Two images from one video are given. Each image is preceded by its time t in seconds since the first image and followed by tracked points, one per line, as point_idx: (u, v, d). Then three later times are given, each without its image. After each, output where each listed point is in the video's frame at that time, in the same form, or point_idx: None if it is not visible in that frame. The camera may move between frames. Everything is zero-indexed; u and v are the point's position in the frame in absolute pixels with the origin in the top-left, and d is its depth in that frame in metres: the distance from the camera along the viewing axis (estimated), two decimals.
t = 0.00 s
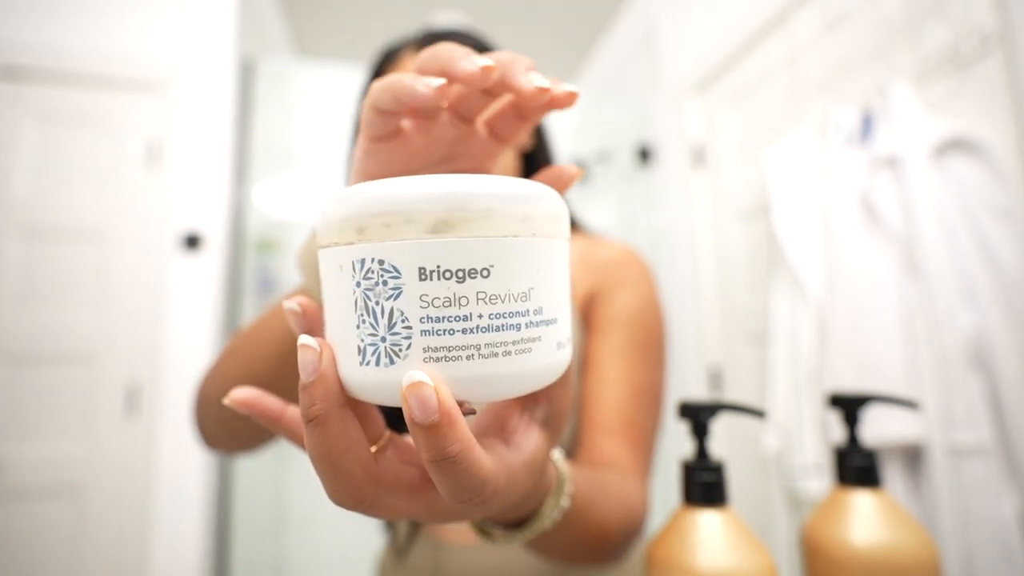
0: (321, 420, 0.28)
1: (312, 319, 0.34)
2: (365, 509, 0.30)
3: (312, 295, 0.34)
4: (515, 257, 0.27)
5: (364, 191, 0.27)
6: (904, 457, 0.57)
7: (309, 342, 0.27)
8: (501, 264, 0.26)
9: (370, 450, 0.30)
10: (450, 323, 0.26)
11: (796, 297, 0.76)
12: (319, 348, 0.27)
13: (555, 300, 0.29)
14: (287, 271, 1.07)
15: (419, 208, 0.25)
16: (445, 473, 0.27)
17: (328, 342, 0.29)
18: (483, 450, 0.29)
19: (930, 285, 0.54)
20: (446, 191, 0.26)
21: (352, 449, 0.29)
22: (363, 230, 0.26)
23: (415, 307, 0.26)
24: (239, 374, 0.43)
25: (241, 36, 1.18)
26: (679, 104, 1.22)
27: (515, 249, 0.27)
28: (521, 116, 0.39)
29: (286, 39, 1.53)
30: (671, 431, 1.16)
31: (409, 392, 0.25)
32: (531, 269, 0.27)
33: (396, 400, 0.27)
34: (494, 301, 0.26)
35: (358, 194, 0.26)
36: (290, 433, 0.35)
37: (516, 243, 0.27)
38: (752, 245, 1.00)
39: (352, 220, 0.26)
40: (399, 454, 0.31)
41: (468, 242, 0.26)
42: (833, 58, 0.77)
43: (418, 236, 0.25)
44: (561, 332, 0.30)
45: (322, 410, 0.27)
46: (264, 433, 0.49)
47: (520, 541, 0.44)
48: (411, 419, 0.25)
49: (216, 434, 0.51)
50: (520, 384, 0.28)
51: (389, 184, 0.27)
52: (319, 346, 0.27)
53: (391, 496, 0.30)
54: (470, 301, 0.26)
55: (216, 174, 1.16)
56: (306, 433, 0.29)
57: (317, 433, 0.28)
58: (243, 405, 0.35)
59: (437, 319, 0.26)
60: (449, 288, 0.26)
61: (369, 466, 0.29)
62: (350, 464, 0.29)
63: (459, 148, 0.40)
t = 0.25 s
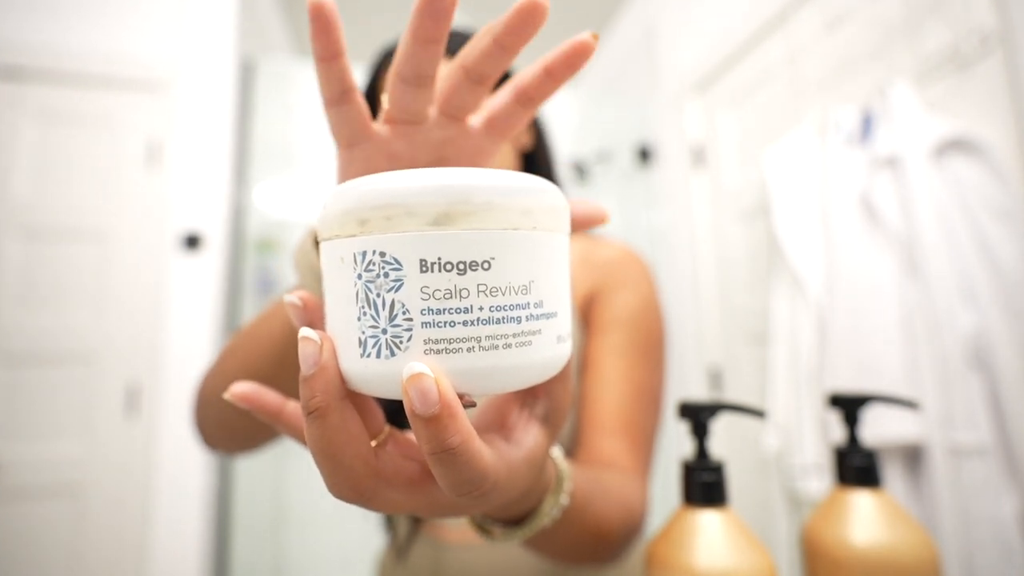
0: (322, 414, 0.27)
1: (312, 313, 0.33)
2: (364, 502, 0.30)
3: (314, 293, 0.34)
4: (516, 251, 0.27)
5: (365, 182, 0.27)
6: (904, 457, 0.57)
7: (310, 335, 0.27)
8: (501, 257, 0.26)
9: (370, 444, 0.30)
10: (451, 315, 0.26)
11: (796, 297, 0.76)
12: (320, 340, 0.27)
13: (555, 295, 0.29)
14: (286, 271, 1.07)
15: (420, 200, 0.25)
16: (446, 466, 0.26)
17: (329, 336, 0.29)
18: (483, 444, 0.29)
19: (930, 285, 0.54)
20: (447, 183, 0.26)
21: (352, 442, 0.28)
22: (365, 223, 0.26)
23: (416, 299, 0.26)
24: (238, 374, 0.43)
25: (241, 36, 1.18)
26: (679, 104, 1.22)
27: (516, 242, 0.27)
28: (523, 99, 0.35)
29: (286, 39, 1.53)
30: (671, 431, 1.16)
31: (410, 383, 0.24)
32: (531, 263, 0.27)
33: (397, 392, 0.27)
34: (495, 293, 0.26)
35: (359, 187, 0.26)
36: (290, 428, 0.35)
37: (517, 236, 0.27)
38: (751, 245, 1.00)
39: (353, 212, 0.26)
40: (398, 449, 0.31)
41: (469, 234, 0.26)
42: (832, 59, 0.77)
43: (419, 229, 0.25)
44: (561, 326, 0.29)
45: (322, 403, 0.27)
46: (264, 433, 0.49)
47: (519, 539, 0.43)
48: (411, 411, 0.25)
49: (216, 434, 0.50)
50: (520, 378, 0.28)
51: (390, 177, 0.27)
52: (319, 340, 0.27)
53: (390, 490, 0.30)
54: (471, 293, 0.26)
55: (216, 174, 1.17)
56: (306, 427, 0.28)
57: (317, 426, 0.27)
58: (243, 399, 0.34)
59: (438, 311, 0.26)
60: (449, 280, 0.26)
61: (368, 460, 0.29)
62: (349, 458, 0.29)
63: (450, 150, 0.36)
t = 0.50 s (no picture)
0: (323, 417, 0.27)
1: (310, 316, 0.33)
2: (366, 505, 0.30)
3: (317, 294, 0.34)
4: (520, 255, 0.27)
5: (368, 186, 0.27)
6: (904, 457, 0.57)
7: (311, 338, 0.27)
8: (505, 261, 0.26)
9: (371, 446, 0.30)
10: (455, 318, 0.26)
11: (796, 297, 0.76)
12: (320, 344, 0.27)
13: (558, 298, 0.29)
14: (286, 271, 1.07)
15: (424, 204, 0.25)
16: (449, 469, 0.26)
17: (329, 339, 0.28)
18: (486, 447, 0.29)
19: (930, 285, 0.54)
20: (450, 187, 0.26)
21: (354, 446, 0.28)
22: (367, 225, 0.26)
23: (420, 302, 0.26)
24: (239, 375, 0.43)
25: (241, 36, 1.18)
26: (680, 104, 1.22)
27: (520, 245, 0.27)
28: (528, 121, 0.34)
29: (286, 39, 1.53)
30: (671, 431, 1.16)
31: (414, 387, 0.24)
32: (535, 266, 0.27)
33: (400, 396, 0.27)
34: (498, 297, 0.26)
35: (361, 189, 0.26)
36: (290, 427, 0.35)
37: (521, 240, 0.27)
38: (751, 245, 1.00)
39: (356, 215, 0.26)
40: (399, 451, 0.31)
41: (472, 239, 0.26)
42: (832, 59, 0.77)
43: (423, 233, 0.25)
44: (563, 329, 0.29)
45: (322, 407, 0.27)
46: (264, 434, 0.49)
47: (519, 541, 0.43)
48: (416, 415, 0.25)
49: (215, 435, 0.50)
50: (524, 381, 0.28)
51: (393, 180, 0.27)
52: (320, 343, 0.27)
53: (391, 493, 0.30)
54: (475, 297, 0.26)
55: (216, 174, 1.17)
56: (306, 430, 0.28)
57: (318, 430, 0.27)
58: (245, 397, 0.34)
59: (442, 315, 0.26)
60: (453, 284, 0.26)
61: (370, 462, 0.29)
62: (351, 462, 0.28)
63: (454, 155, 0.35)
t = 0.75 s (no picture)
0: (336, 422, 0.27)
1: (320, 325, 0.33)
2: (377, 507, 0.30)
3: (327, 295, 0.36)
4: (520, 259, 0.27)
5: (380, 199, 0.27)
6: (904, 457, 0.57)
7: (323, 346, 0.26)
8: (509, 268, 0.26)
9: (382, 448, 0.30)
10: (462, 324, 0.26)
11: (796, 297, 0.76)
12: (332, 351, 0.27)
13: (560, 303, 0.29)
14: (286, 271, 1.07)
15: (431, 214, 0.25)
16: (459, 470, 0.27)
17: (340, 346, 0.28)
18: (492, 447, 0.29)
19: (930, 286, 0.54)
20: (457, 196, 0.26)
21: (365, 449, 0.28)
22: (377, 235, 0.26)
23: (429, 309, 0.26)
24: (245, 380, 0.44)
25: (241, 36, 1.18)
26: (680, 104, 1.22)
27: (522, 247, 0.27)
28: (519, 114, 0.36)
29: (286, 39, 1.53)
30: (671, 431, 1.16)
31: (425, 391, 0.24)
32: (538, 272, 0.27)
33: (408, 401, 0.27)
34: (504, 302, 0.26)
35: (369, 201, 0.26)
36: (303, 431, 0.35)
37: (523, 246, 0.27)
38: (750, 245, 1.00)
39: (366, 226, 0.26)
40: (408, 453, 0.31)
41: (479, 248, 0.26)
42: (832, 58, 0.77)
43: (431, 243, 0.25)
44: (565, 332, 0.30)
45: (336, 411, 0.27)
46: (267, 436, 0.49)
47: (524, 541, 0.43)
48: (426, 417, 0.25)
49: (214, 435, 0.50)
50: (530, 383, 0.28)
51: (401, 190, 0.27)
52: (331, 350, 0.27)
53: (402, 494, 0.30)
54: (482, 304, 0.26)
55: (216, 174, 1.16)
56: (320, 435, 0.28)
57: (332, 435, 0.27)
58: (259, 402, 0.34)
59: (450, 322, 0.26)
60: (460, 292, 0.26)
61: (381, 465, 0.29)
62: (364, 466, 0.28)
63: (450, 169, 0.36)
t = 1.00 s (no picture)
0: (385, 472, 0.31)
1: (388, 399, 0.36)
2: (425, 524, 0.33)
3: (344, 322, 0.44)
4: (512, 381, 0.31)
5: (409, 343, 0.32)
6: (903, 457, 0.57)
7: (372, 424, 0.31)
8: (488, 386, 0.31)
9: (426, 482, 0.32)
10: (459, 425, 0.30)
11: (795, 298, 0.76)
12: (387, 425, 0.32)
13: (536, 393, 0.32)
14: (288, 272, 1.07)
15: (429, 355, 0.30)
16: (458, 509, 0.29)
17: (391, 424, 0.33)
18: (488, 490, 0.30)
19: (925, 284, 0.54)
20: (469, 346, 0.30)
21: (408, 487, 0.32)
22: (403, 369, 0.31)
23: (434, 416, 0.30)
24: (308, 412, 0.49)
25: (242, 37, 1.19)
26: (679, 103, 1.22)
27: (515, 370, 0.31)
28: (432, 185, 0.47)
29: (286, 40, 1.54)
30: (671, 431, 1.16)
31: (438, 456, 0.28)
32: (515, 382, 0.31)
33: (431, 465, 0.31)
34: (487, 405, 0.30)
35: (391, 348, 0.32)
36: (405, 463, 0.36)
37: (506, 368, 0.31)
38: (750, 246, 1.00)
39: (393, 363, 0.31)
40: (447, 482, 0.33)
41: (484, 389, 0.30)
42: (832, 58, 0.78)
43: (433, 379, 0.30)
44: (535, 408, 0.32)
45: (386, 463, 0.31)
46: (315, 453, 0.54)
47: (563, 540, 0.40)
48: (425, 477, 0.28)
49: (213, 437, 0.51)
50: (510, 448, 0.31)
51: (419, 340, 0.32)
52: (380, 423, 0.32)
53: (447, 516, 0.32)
54: (468, 408, 0.30)
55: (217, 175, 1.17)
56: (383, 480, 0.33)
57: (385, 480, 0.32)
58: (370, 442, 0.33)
59: (448, 422, 0.30)
60: (454, 401, 0.30)
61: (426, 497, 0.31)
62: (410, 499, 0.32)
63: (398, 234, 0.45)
